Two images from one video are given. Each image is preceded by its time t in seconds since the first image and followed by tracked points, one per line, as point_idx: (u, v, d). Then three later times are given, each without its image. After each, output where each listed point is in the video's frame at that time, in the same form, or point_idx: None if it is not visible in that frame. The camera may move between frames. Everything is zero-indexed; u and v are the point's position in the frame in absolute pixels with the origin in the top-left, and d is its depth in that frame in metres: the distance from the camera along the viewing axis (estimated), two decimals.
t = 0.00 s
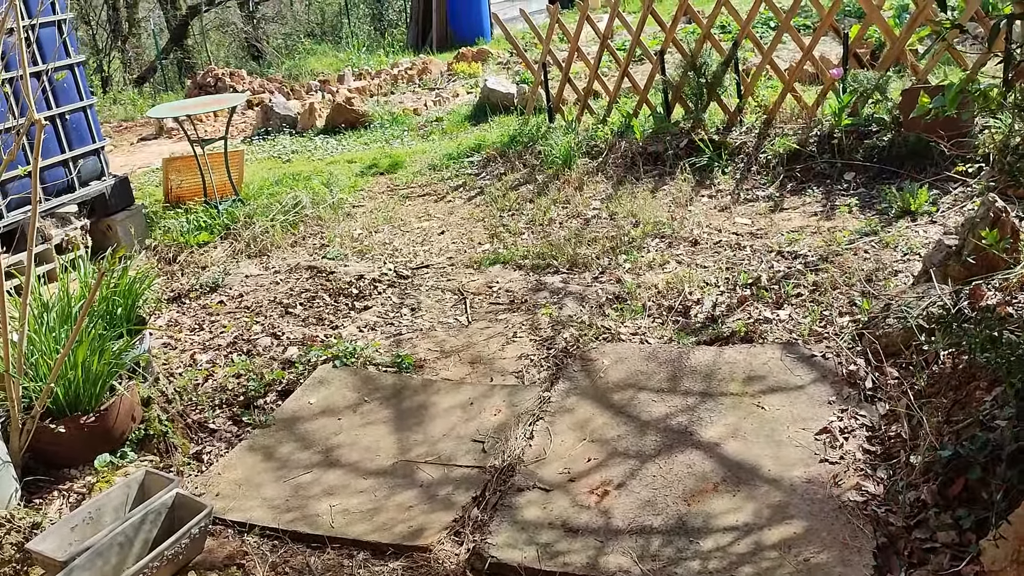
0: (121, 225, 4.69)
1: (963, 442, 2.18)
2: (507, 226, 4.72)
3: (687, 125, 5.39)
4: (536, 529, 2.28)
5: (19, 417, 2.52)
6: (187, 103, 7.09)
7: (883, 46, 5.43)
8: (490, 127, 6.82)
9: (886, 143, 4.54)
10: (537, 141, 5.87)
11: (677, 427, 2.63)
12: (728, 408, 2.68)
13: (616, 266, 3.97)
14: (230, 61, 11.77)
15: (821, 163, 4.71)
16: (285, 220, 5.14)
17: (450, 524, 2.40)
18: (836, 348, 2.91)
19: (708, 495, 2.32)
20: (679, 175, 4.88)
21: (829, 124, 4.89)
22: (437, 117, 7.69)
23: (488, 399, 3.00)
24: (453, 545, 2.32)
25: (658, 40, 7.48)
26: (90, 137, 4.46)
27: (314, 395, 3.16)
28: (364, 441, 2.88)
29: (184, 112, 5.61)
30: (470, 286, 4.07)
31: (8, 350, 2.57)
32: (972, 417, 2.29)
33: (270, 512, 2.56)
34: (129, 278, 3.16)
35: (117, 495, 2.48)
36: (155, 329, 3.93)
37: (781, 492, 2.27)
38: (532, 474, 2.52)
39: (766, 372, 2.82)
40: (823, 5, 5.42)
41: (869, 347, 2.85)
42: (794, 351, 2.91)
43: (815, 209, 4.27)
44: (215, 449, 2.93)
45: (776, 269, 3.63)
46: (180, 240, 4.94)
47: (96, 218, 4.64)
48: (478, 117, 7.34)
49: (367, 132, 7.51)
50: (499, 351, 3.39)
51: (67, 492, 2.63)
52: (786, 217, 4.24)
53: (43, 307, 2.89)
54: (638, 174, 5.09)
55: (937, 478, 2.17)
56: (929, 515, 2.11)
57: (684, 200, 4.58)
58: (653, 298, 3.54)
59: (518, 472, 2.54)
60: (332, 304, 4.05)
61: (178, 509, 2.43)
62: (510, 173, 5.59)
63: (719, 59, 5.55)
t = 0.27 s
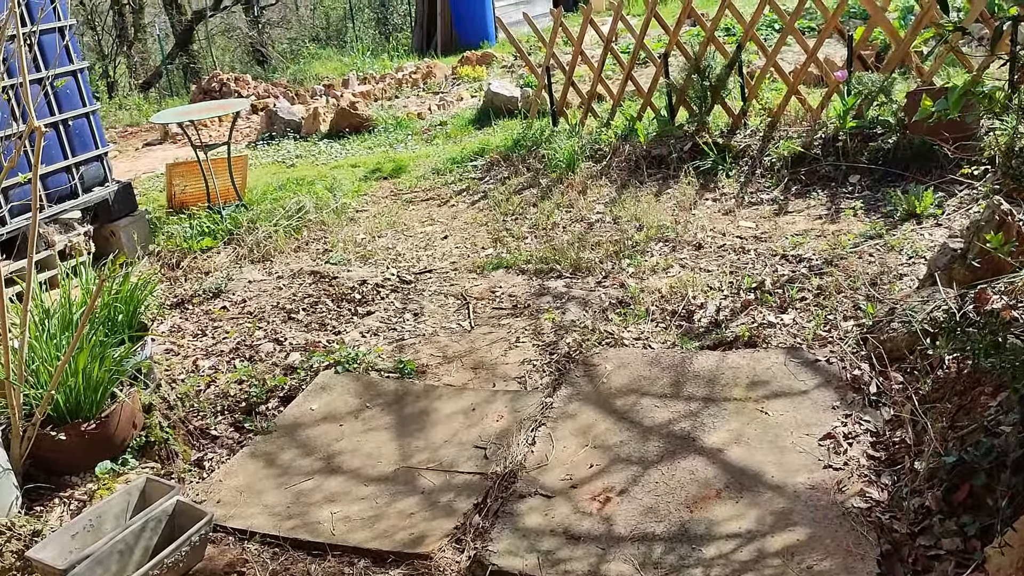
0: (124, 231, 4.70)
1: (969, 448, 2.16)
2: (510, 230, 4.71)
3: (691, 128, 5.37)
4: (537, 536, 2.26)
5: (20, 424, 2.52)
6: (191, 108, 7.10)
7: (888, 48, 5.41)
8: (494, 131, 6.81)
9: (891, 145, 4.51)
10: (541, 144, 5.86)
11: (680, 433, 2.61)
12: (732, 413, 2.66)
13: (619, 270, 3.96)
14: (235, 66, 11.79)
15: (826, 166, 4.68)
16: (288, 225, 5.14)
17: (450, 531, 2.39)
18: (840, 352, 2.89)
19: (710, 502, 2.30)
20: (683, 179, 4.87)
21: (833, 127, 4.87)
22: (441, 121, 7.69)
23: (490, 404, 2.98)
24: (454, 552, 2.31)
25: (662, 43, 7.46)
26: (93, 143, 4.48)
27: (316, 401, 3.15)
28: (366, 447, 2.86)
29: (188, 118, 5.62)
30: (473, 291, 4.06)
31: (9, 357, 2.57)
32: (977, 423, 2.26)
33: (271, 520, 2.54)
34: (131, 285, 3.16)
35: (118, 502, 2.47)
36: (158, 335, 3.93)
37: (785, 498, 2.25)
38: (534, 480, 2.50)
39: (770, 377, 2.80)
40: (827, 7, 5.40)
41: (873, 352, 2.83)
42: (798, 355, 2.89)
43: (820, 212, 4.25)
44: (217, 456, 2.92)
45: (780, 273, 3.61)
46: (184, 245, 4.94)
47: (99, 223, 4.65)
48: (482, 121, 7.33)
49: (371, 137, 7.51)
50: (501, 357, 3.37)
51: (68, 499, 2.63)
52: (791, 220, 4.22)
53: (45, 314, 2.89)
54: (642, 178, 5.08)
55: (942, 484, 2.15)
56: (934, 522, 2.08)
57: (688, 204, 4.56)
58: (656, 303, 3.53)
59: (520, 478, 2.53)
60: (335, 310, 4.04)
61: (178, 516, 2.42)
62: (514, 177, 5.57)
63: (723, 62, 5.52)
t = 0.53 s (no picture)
0: (129, 238, 4.73)
1: (969, 454, 2.15)
2: (513, 236, 4.71)
3: (694, 133, 5.37)
4: (536, 542, 2.25)
5: (21, 431, 2.53)
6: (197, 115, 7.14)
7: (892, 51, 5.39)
8: (498, 137, 6.82)
9: (894, 149, 4.50)
10: (545, 150, 5.87)
11: (679, 439, 2.60)
12: (731, 419, 2.65)
13: (621, 275, 3.95)
14: (242, 73, 11.84)
15: (829, 171, 4.67)
16: (292, 231, 5.16)
17: (449, 538, 2.38)
18: (841, 358, 2.88)
19: (709, 508, 2.29)
20: (686, 184, 4.86)
21: (836, 131, 4.86)
22: (446, 127, 7.70)
23: (490, 410, 2.98)
24: (453, 559, 2.31)
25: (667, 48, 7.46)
26: (98, 151, 4.51)
27: (317, 407, 3.16)
28: (366, 453, 2.86)
29: (192, 125, 5.65)
30: (475, 297, 4.07)
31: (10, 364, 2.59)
32: (977, 429, 2.25)
33: (270, 527, 2.55)
34: (133, 292, 3.17)
35: (119, 508, 2.48)
36: (161, 341, 3.95)
37: (784, 505, 2.23)
38: (533, 487, 2.50)
39: (770, 383, 2.79)
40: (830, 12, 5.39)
41: (874, 357, 2.82)
42: (798, 361, 2.88)
43: (823, 217, 4.23)
44: (217, 463, 2.93)
45: (782, 278, 3.60)
46: (188, 252, 4.97)
47: (104, 231, 4.67)
48: (487, 127, 7.34)
49: (376, 143, 7.53)
50: (503, 363, 3.37)
51: (69, 506, 2.64)
52: (793, 225, 4.21)
53: (47, 321, 2.90)
54: (645, 183, 5.08)
55: (941, 491, 2.14)
56: (933, 529, 2.07)
57: (691, 209, 4.55)
58: (658, 308, 3.52)
59: (519, 485, 2.52)
60: (337, 316, 4.05)
61: (178, 523, 2.42)
62: (518, 183, 5.58)
63: (726, 66, 5.52)
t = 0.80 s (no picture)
0: (140, 246, 4.77)
1: (974, 463, 2.14)
2: (521, 243, 4.72)
3: (703, 141, 5.37)
4: (541, 550, 2.25)
5: (31, 438, 2.56)
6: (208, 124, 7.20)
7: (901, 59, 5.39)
8: (507, 145, 6.84)
9: (903, 157, 4.50)
10: (553, 158, 5.88)
11: (685, 447, 2.60)
12: (737, 427, 2.65)
13: (629, 283, 3.96)
14: (254, 82, 11.93)
15: (837, 179, 4.67)
16: (301, 240, 5.18)
17: (454, 545, 2.39)
18: (848, 366, 2.88)
19: (714, 517, 2.29)
20: (694, 192, 4.87)
21: (845, 139, 4.85)
22: (455, 136, 7.73)
23: (497, 418, 2.99)
24: (458, 566, 2.31)
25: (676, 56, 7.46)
26: (110, 160, 4.56)
27: (324, 415, 3.17)
28: (373, 461, 2.88)
29: (203, 134, 5.70)
30: (482, 305, 4.08)
31: (21, 371, 2.63)
32: (983, 438, 2.25)
33: (278, 533, 2.56)
34: (143, 300, 3.20)
35: (127, 515, 2.50)
36: (171, 349, 3.98)
37: (788, 513, 2.23)
38: (538, 495, 2.50)
39: (776, 392, 2.79)
40: (839, 20, 5.39)
41: (880, 366, 2.82)
42: (805, 370, 2.88)
43: (831, 225, 4.23)
44: (225, 470, 2.96)
45: (789, 286, 3.60)
46: (198, 260, 5.00)
47: (116, 239, 4.72)
48: (496, 135, 7.37)
49: (386, 151, 7.57)
50: (510, 370, 3.38)
51: (78, 513, 2.66)
52: (801, 233, 4.20)
53: (58, 329, 2.94)
54: (653, 192, 5.08)
55: (947, 500, 2.13)
56: (938, 538, 2.06)
57: (698, 217, 4.55)
58: (665, 316, 3.52)
59: (524, 493, 2.53)
60: (346, 324, 4.07)
61: (186, 530, 2.44)
62: (526, 191, 5.60)
63: (734, 75, 5.52)
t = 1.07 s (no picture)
0: (160, 253, 4.80)
1: (1004, 477, 2.11)
2: (540, 253, 4.72)
3: (722, 151, 5.36)
4: (563, 561, 2.23)
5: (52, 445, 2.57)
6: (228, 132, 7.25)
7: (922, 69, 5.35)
8: (525, 154, 6.85)
9: (925, 168, 4.46)
10: (571, 167, 5.88)
11: (707, 459, 2.58)
12: (759, 440, 2.62)
13: (648, 294, 3.94)
14: (272, 91, 12.01)
15: (858, 190, 4.63)
16: (320, 247, 5.20)
17: (475, 555, 2.38)
18: (872, 379, 2.85)
19: (738, 530, 2.26)
20: (713, 202, 4.85)
21: (866, 150, 4.82)
22: (472, 144, 7.74)
23: (517, 428, 2.97)
24: None
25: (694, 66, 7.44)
26: (131, 167, 4.59)
27: (344, 423, 3.17)
28: (392, 470, 2.87)
29: (223, 142, 5.73)
30: (501, 314, 4.07)
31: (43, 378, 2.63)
32: (1012, 453, 2.22)
33: (297, 542, 2.55)
34: (164, 307, 3.22)
35: (147, 522, 2.50)
36: (190, 356, 3.99)
37: (813, 527, 2.21)
38: (559, 505, 2.49)
39: (799, 404, 2.77)
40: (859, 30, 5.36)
41: (905, 379, 2.78)
42: (828, 382, 2.86)
43: (852, 236, 4.20)
44: (245, 477, 2.95)
45: (811, 297, 3.57)
46: (218, 268, 5.02)
47: (136, 246, 4.75)
48: (514, 144, 7.37)
49: (404, 160, 7.59)
50: (529, 380, 3.37)
51: (98, 519, 2.67)
52: (822, 244, 4.17)
53: (80, 336, 2.95)
54: (673, 201, 5.07)
55: (975, 515, 2.10)
56: (968, 554, 2.04)
57: (718, 226, 4.53)
58: (685, 327, 3.50)
59: (545, 503, 2.51)
60: (365, 332, 4.07)
61: (205, 538, 2.44)
62: (544, 201, 5.60)
63: (754, 84, 5.51)
